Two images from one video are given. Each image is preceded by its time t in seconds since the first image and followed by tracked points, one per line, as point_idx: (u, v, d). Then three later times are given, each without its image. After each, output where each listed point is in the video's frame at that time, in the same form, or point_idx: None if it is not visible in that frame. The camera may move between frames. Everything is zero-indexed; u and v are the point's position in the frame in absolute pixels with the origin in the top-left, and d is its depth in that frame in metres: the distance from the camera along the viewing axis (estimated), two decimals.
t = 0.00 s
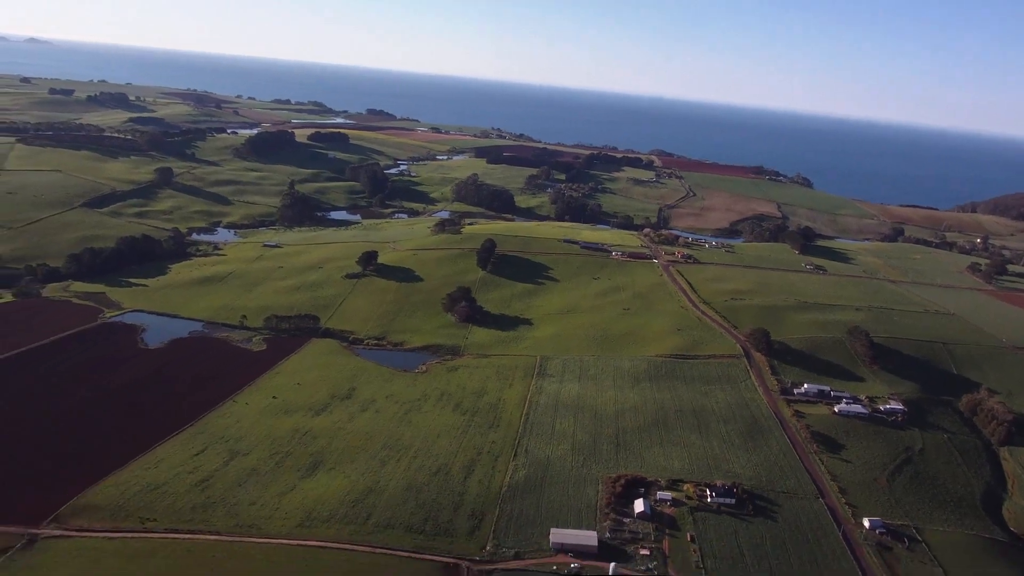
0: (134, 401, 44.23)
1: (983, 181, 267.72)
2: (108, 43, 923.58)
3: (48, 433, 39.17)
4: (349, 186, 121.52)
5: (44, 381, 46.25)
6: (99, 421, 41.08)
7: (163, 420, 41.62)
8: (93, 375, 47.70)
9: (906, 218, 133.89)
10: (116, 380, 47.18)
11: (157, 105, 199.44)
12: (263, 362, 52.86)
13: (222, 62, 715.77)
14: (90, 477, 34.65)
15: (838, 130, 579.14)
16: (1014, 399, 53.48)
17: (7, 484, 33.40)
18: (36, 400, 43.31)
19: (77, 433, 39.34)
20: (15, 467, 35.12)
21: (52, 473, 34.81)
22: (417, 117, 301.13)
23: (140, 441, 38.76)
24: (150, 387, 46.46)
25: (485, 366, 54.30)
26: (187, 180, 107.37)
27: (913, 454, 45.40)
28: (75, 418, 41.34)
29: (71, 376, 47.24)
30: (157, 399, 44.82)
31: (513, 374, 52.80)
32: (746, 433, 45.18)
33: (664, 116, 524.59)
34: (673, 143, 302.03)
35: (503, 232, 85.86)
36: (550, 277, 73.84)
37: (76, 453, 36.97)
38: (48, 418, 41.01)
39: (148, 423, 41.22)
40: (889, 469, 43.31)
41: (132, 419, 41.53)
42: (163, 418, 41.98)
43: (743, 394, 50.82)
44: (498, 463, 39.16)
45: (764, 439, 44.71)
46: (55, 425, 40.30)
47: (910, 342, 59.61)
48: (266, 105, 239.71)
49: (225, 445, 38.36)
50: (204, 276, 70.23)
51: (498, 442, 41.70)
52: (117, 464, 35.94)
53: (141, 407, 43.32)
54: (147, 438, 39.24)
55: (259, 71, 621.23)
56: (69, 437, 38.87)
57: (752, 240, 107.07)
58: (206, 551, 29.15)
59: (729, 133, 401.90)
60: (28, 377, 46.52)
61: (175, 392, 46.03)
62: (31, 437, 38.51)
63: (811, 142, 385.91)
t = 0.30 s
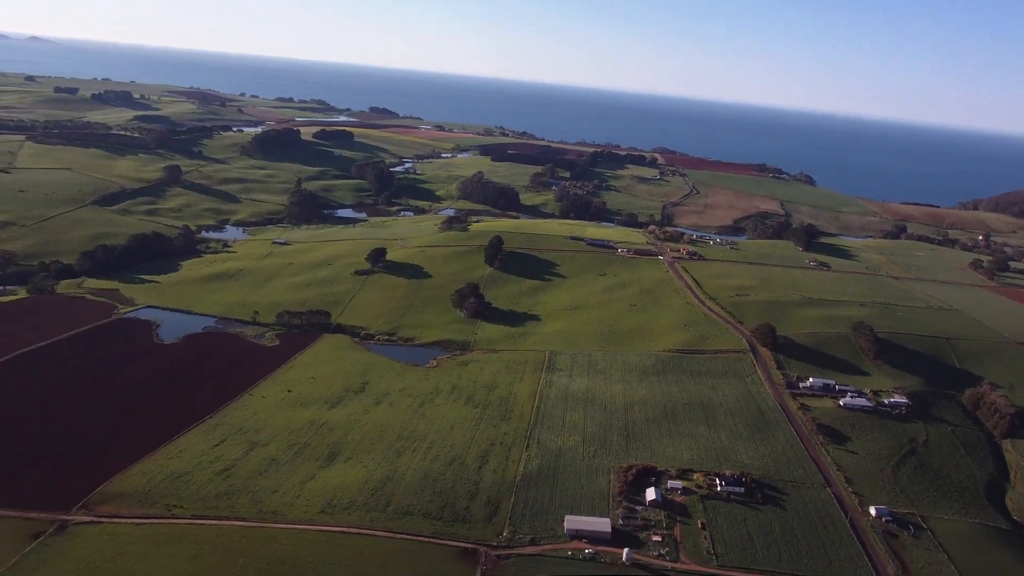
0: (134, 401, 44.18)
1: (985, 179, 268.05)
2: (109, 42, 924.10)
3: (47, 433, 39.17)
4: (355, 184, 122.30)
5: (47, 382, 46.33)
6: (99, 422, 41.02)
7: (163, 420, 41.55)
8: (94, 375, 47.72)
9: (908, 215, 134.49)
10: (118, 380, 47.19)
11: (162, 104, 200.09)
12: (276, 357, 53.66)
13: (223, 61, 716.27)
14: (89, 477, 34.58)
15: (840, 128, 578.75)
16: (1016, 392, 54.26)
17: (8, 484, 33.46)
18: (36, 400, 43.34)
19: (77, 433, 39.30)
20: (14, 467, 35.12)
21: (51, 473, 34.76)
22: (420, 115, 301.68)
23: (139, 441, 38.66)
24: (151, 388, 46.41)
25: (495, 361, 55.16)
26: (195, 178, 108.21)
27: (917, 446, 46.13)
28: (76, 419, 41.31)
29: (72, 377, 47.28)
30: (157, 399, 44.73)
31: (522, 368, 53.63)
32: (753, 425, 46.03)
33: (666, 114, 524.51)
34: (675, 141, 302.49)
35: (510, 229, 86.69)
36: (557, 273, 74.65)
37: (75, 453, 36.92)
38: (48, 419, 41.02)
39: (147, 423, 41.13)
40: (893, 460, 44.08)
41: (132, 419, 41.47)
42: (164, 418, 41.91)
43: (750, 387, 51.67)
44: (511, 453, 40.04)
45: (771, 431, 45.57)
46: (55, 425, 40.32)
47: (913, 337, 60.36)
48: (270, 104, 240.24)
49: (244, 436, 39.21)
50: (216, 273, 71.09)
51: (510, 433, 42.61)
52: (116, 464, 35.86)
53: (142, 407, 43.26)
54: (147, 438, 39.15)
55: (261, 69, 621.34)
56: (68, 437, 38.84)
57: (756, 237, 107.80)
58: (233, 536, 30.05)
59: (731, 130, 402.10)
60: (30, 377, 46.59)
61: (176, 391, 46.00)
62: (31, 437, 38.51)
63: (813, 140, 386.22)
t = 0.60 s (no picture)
0: (135, 401, 44.03)
1: (986, 177, 268.82)
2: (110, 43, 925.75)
3: (48, 433, 38.97)
4: (360, 184, 123.09)
5: (50, 382, 46.31)
6: (99, 421, 40.79)
7: (164, 419, 41.36)
8: (97, 374, 47.63)
9: (910, 213, 135.15)
10: (120, 380, 47.12)
11: (166, 105, 201.02)
12: (288, 353, 54.39)
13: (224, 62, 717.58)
14: (89, 476, 34.34)
15: (840, 127, 579.35)
16: (1019, 386, 54.96)
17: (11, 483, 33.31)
18: (37, 400, 43.12)
19: (77, 433, 39.10)
20: (15, 466, 34.90)
21: (51, 472, 34.46)
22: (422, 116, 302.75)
23: (139, 440, 38.46)
24: (152, 388, 46.29)
25: (504, 356, 55.93)
26: (202, 178, 109.03)
27: (922, 438, 46.84)
28: (76, 418, 41.11)
29: (75, 377, 47.15)
30: (158, 399, 44.55)
31: (532, 364, 54.39)
32: (761, 418, 46.79)
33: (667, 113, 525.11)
34: (677, 141, 303.31)
35: (516, 228, 87.47)
36: (564, 271, 75.42)
37: (76, 453, 36.68)
38: (49, 418, 40.83)
39: (147, 422, 40.91)
40: (899, 451, 44.81)
41: (132, 418, 41.26)
42: (164, 418, 41.70)
43: (757, 381, 52.43)
44: (524, 446, 40.76)
45: (778, 423, 46.32)
46: (56, 425, 40.13)
47: (917, 332, 61.03)
48: (274, 105, 241.25)
49: (263, 430, 39.98)
50: (227, 272, 71.85)
51: (522, 426, 43.36)
52: (117, 463, 35.54)
53: (142, 407, 43.08)
54: (147, 437, 38.97)
55: (262, 71, 621.33)
56: (69, 437, 38.65)
57: (760, 235, 108.52)
58: (256, 525, 30.84)
59: (731, 130, 402.95)
60: (33, 376, 46.52)
61: (177, 391, 45.88)
62: (33, 437, 38.36)
63: (814, 139, 387.06)
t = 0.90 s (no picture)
0: (136, 400, 42.77)
1: (984, 174, 269.95)
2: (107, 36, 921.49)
3: (47, 435, 37.83)
4: (362, 177, 123.52)
5: (56, 376, 45.87)
6: (99, 423, 39.53)
7: (164, 421, 39.98)
8: (99, 371, 46.70)
9: (909, 209, 136.11)
10: (123, 377, 46.13)
11: (167, 99, 200.71)
12: (296, 344, 54.93)
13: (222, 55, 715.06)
14: (90, 479, 33.36)
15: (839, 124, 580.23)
16: (1015, 378, 55.95)
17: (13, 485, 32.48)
18: (37, 400, 42.10)
19: (76, 435, 37.90)
20: (13, 471, 33.82)
21: (51, 475, 33.57)
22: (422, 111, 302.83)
23: (139, 443, 37.16)
24: (153, 386, 44.95)
25: (510, 348, 56.70)
26: (205, 171, 109.32)
27: (920, 429, 47.79)
28: (76, 419, 39.95)
29: (78, 371, 46.64)
30: (159, 398, 43.18)
31: (538, 355, 55.16)
32: (763, 409, 47.68)
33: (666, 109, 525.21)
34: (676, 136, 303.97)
35: (519, 222, 88.12)
36: (567, 264, 76.18)
37: (75, 455, 35.57)
38: (48, 420, 39.73)
39: (147, 425, 39.55)
40: (898, 441, 45.78)
41: (132, 420, 39.94)
42: (165, 419, 40.32)
43: (759, 373, 53.34)
44: (532, 435, 41.49)
45: (780, 414, 47.24)
46: (56, 426, 39.01)
47: (916, 326, 61.95)
48: (274, 99, 241.01)
49: (275, 418, 40.69)
50: (233, 263, 72.38)
51: (530, 416, 44.11)
52: (117, 466, 34.52)
53: (143, 407, 41.76)
54: (147, 440, 37.65)
55: (261, 64, 618.14)
56: (68, 439, 37.49)
57: (760, 230, 109.32)
58: (274, 509, 31.59)
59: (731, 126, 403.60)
60: (36, 373, 45.81)
61: (179, 390, 44.57)
62: (31, 438, 37.26)
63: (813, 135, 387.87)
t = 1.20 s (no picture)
0: (137, 398, 42.58)
1: (981, 172, 271.30)
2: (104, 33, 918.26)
3: (47, 433, 37.65)
4: (364, 174, 123.95)
5: (63, 372, 46.11)
6: (99, 421, 39.29)
7: (164, 419, 39.69)
8: (102, 369, 46.66)
9: (907, 206, 137.12)
10: (125, 375, 46.05)
11: (167, 96, 200.59)
12: (304, 338, 55.47)
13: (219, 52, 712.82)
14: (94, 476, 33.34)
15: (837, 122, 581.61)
16: (1012, 372, 56.93)
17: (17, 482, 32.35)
18: (37, 400, 41.88)
19: (77, 433, 37.66)
20: (15, 469, 33.66)
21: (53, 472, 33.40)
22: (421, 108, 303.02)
23: (140, 440, 36.97)
24: (154, 385, 44.71)
25: (516, 342, 57.47)
26: (208, 168, 109.69)
27: (920, 420, 48.66)
28: (76, 418, 39.71)
29: (84, 368, 46.78)
30: (159, 396, 42.95)
31: (543, 349, 55.90)
32: (765, 401, 48.47)
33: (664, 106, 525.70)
34: (675, 134, 304.55)
35: (522, 218, 88.82)
36: (570, 260, 76.91)
37: (76, 454, 35.34)
38: (49, 418, 39.52)
39: (148, 423, 39.28)
40: (898, 432, 46.64)
41: (132, 418, 39.70)
42: (164, 418, 40.02)
43: (761, 366, 54.17)
44: (540, 427, 42.19)
45: (783, 406, 48.07)
46: (56, 425, 38.76)
47: (916, 321, 62.87)
48: (273, 96, 240.82)
49: (288, 408, 41.40)
50: (239, 259, 72.91)
51: (537, 408, 44.84)
52: (119, 463, 34.39)
53: (143, 406, 41.48)
54: (148, 438, 37.39)
55: (258, 61, 616.25)
56: (69, 437, 37.25)
57: (760, 226, 110.16)
58: (293, 495, 32.38)
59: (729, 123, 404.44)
60: (42, 370, 45.97)
61: (180, 389, 44.32)
62: (32, 437, 37.01)
63: (811, 133, 388.93)
